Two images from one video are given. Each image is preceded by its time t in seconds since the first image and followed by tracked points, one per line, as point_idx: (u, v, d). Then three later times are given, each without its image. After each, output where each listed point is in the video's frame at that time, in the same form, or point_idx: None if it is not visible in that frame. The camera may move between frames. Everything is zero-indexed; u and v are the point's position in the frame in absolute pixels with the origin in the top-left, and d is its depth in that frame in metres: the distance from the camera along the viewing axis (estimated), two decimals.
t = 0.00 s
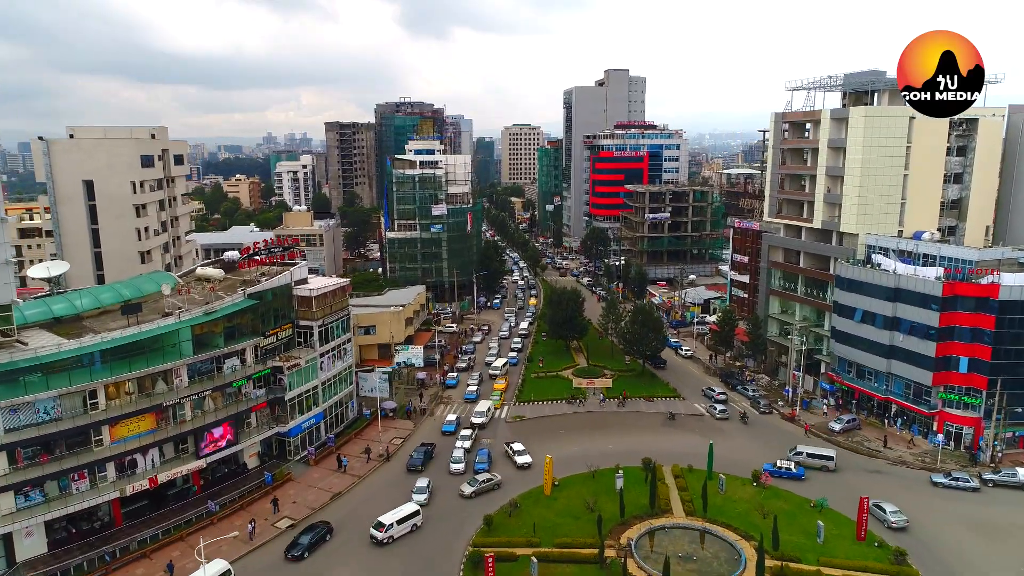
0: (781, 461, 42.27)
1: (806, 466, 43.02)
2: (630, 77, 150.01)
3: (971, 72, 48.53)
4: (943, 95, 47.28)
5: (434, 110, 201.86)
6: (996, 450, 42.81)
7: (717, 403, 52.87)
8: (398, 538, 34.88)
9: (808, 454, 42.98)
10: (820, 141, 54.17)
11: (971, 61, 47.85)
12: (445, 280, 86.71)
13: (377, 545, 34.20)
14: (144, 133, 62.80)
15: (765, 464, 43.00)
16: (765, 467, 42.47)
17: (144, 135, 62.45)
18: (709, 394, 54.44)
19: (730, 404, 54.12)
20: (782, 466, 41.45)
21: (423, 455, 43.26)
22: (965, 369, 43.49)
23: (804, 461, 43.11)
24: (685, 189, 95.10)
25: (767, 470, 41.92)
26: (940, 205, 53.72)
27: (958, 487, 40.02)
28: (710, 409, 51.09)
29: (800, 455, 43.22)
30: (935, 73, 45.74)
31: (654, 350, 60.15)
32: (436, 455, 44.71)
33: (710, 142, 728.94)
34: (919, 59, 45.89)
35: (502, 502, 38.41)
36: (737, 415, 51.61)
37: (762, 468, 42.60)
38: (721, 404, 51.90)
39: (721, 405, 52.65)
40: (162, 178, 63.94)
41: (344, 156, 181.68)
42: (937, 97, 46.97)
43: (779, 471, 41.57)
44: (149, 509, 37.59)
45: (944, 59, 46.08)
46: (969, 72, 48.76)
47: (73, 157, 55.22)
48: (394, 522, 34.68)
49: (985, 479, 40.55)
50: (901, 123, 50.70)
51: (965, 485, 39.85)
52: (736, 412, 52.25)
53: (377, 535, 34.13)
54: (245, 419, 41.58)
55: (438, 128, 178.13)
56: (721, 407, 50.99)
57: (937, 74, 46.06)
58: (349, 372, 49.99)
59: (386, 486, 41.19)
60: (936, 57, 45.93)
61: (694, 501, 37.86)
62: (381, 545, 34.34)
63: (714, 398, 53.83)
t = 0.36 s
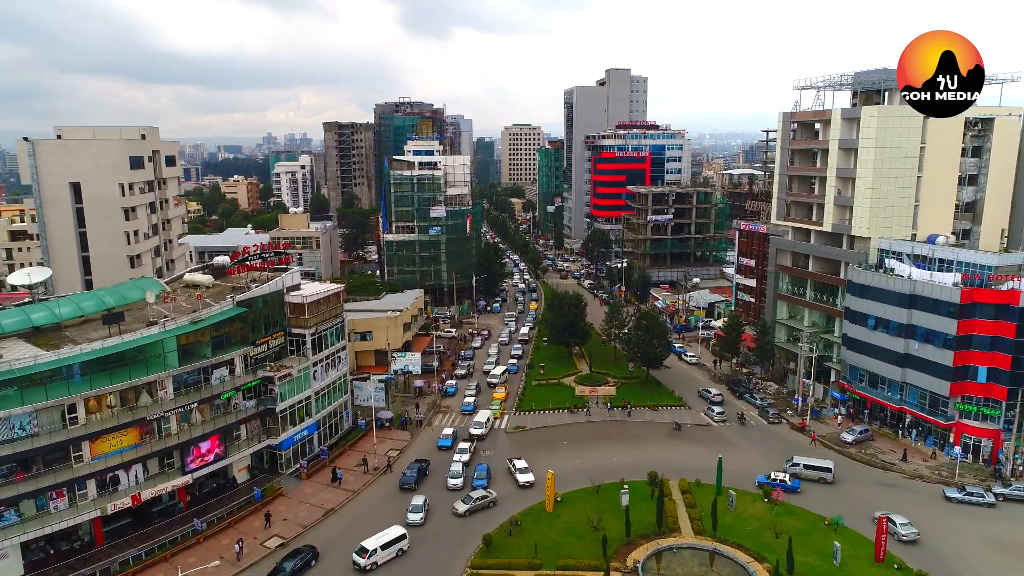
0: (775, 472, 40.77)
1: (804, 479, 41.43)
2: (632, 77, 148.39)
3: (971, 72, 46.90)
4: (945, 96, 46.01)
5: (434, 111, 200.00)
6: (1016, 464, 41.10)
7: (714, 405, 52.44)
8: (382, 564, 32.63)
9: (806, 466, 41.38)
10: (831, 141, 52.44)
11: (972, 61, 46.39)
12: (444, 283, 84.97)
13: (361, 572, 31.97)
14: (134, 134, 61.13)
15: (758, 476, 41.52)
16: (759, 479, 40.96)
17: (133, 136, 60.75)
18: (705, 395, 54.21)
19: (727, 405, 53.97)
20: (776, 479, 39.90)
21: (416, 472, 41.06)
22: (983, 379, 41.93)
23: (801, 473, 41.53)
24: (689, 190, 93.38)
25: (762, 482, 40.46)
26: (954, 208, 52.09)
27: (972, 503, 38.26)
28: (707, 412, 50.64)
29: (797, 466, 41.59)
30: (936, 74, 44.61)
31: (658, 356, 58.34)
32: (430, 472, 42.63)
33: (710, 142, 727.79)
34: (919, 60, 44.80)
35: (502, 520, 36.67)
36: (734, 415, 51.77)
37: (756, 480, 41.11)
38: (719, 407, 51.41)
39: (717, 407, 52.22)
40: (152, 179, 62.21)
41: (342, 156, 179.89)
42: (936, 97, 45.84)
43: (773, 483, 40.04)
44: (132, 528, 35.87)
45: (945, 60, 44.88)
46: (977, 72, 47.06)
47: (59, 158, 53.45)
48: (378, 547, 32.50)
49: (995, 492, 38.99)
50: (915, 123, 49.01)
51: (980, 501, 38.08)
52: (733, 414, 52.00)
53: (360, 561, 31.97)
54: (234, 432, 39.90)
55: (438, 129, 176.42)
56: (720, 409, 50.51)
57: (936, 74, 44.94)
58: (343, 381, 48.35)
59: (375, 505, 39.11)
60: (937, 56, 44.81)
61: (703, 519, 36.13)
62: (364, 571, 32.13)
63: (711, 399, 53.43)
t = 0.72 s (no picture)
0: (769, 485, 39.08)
1: (800, 492, 39.90)
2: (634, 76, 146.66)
3: (972, 71, 44.15)
4: (945, 96, 43.53)
5: (434, 110, 198.19)
6: None
7: (711, 407, 52.17)
8: None
9: (802, 479, 39.84)
10: (841, 142, 50.72)
11: (975, 60, 43.81)
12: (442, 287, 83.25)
13: None
14: (123, 134, 59.46)
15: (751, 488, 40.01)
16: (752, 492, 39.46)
17: (123, 136, 59.07)
18: (701, 396, 54.36)
19: (721, 406, 54.14)
20: (768, 491, 38.25)
21: (409, 492, 38.64)
22: (1004, 390, 40.40)
23: (798, 486, 39.98)
24: (692, 192, 91.68)
25: (754, 496, 38.84)
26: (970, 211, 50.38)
27: (987, 520, 36.46)
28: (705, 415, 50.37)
29: (793, 479, 40.05)
30: (936, 73, 42.22)
31: (664, 364, 56.56)
32: (423, 490, 40.33)
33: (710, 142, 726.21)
34: (918, 59, 42.68)
35: (500, 539, 34.93)
36: (731, 417, 51.53)
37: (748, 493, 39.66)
38: (717, 409, 51.03)
39: (714, 409, 51.98)
40: (142, 181, 60.51)
41: (341, 157, 178.14)
42: (936, 98, 43.24)
43: (766, 497, 38.48)
44: (113, 547, 34.11)
45: (947, 59, 42.52)
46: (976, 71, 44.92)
47: (45, 159, 51.75)
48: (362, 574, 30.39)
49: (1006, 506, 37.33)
50: (930, 123, 47.29)
51: (995, 517, 36.32)
52: (730, 416, 51.83)
53: None
54: (222, 446, 38.17)
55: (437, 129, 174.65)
56: (717, 412, 50.19)
57: (937, 74, 42.48)
58: (338, 390, 46.65)
59: (362, 527, 36.84)
60: (936, 57, 42.56)
61: (712, 539, 34.40)
62: None
63: (708, 400, 53.29)
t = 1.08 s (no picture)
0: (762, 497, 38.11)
1: (797, 505, 38.60)
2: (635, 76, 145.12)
3: (972, 72, 44.52)
4: (945, 97, 43.32)
5: (434, 110, 196.50)
6: None
7: (708, 408, 52.06)
8: None
9: (799, 491, 38.50)
10: (851, 143, 49.23)
11: (973, 61, 43.79)
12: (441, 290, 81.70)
13: None
14: (113, 134, 57.95)
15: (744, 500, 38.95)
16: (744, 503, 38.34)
17: (113, 136, 57.56)
18: (697, 397, 54.34)
19: (717, 407, 53.93)
20: (762, 504, 37.34)
21: (400, 511, 36.82)
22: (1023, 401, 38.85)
23: (795, 499, 38.67)
24: (695, 193, 90.18)
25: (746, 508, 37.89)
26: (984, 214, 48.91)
27: (1001, 536, 34.99)
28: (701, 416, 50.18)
29: (790, 492, 38.70)
30: (936, 73, 41.99)
31: (668, 372, 54.90)
32: (418, 506, 38.68)
33: (710, 142, 724.60)
34: (919, 59, 42.33)
35: (500, 558, 33.45)
36: (728, 418, 51.42)
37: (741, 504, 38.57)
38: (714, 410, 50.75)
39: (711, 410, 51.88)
40: (132, 182, 58.99)
41: (339, 157, 176.54)
42: (936, 98, 43.16)
43: (759, 509, 37.51)
44: (95, 567, 32.61)
45: (947, 59, 42.25)
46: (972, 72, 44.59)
47: (30, 160, 50.22)
48: None
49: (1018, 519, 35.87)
50: (944, 123, 45.79)
51: (1008, 533, 34.85)
52: (727, 416, 51.81)
53: None
54: (210, 460, 36.68)
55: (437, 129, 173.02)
56: (714, 413, 49.91)
57: (937, 74, 42.23)
58: (332, 399, 45.20)
59: (351, 547, 35.09)
60: (937, 56, 42.10)
61: (722, 558, 32.96)
62: None
63: (704, 400, 53.23)
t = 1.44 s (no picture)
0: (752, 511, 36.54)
1: (794, 520, 37.12)
2: (637, 75, 143.43)
3: (974, 72, 43.86)
4: (945, 97, 42.89)
5: (434, 111, 194.85)
6: None
7: (704, 410, 51.97)
8: None
9: (796, 506, 36.95)
10: (864, 144, 47.47)
11: (975, 60, 43.20)
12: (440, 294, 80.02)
13: None
14: (102, 135, 56.27)
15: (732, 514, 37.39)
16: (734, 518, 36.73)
17: (101, 137, 55.87)
18: (693, 398, 54.25)
19: (713, 407, 54.19)
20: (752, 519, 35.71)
21: (391, 537, 34.59)
22: None
23: (792, 514, 37.14)
24: (699, 194, 88.52)
25: (737, 524, 36.26)
26: (1001, 217, 47.24)
27: (1017, 556, 33.27)
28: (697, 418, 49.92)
29: (787, 506, 37.19)
30: (936, 73, 41.46)
31: (675, 381, 53.08)
32: (413, 526, 36.93)
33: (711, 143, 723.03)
34: (919, 60, 41.80)
35: None
36: (724, 419, 51.45)
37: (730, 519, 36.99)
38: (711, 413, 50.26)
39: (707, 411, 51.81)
40: (121, 184, 57.27)
41: (338, 158, 174.94)
42: (936, 98, 42.80)
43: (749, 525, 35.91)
44: None
45: (948, 60, 41.76)
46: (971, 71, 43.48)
47: (14, 161, 48.52)
48: None
49: None
50: (962, 122, 44.04)
51: None
52: (724, 417, 51.97)
53: None
54: (195, 477, 34.97)
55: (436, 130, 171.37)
56: (711, 416, 49.43)
57: (937, 74, 41.80)
58: (326, 411, 43.50)
59: (339, 572, 33.08)
60: (937, 56, 41.77)
61: None
62: None
63: (700, 401, 53.23)
